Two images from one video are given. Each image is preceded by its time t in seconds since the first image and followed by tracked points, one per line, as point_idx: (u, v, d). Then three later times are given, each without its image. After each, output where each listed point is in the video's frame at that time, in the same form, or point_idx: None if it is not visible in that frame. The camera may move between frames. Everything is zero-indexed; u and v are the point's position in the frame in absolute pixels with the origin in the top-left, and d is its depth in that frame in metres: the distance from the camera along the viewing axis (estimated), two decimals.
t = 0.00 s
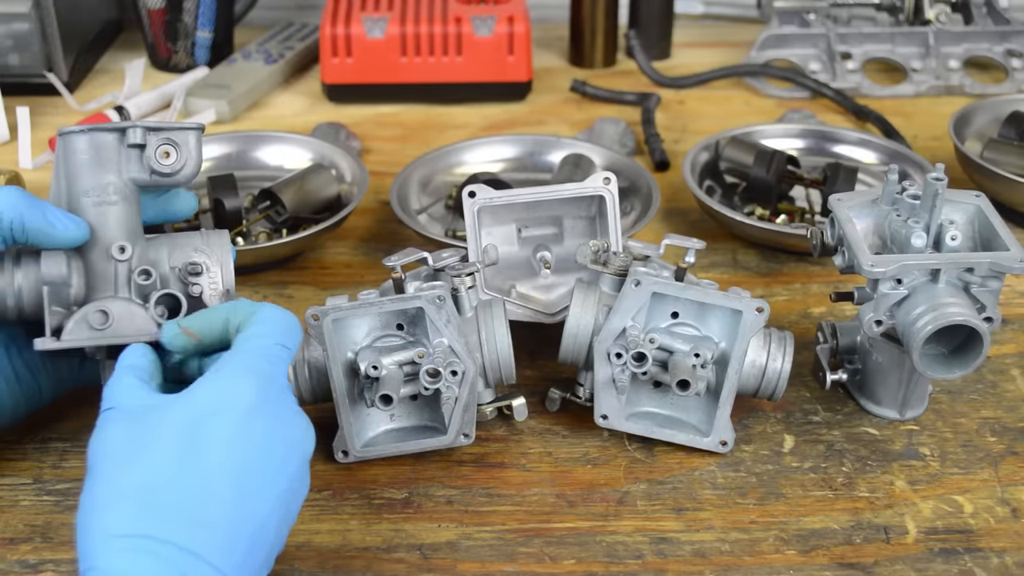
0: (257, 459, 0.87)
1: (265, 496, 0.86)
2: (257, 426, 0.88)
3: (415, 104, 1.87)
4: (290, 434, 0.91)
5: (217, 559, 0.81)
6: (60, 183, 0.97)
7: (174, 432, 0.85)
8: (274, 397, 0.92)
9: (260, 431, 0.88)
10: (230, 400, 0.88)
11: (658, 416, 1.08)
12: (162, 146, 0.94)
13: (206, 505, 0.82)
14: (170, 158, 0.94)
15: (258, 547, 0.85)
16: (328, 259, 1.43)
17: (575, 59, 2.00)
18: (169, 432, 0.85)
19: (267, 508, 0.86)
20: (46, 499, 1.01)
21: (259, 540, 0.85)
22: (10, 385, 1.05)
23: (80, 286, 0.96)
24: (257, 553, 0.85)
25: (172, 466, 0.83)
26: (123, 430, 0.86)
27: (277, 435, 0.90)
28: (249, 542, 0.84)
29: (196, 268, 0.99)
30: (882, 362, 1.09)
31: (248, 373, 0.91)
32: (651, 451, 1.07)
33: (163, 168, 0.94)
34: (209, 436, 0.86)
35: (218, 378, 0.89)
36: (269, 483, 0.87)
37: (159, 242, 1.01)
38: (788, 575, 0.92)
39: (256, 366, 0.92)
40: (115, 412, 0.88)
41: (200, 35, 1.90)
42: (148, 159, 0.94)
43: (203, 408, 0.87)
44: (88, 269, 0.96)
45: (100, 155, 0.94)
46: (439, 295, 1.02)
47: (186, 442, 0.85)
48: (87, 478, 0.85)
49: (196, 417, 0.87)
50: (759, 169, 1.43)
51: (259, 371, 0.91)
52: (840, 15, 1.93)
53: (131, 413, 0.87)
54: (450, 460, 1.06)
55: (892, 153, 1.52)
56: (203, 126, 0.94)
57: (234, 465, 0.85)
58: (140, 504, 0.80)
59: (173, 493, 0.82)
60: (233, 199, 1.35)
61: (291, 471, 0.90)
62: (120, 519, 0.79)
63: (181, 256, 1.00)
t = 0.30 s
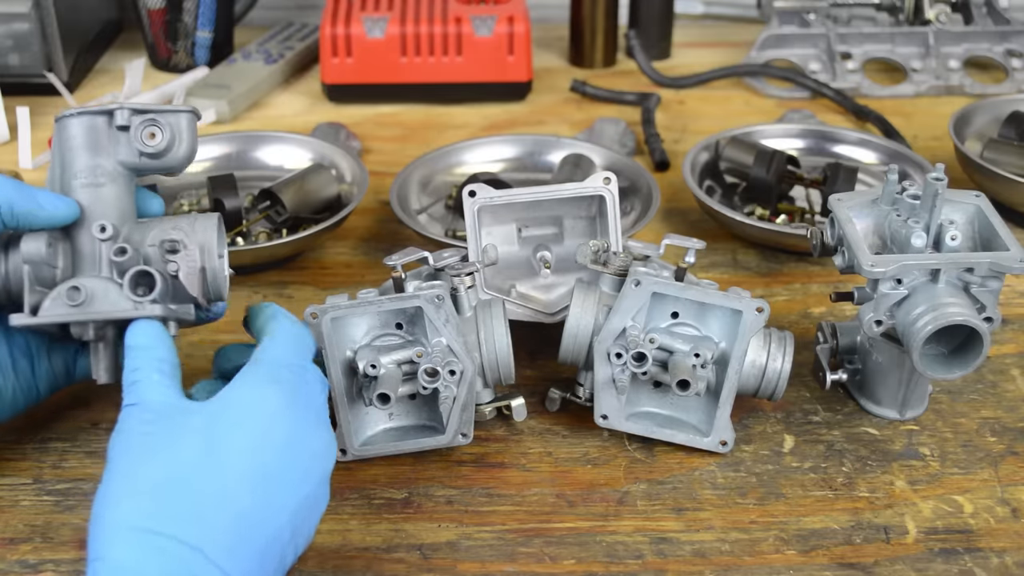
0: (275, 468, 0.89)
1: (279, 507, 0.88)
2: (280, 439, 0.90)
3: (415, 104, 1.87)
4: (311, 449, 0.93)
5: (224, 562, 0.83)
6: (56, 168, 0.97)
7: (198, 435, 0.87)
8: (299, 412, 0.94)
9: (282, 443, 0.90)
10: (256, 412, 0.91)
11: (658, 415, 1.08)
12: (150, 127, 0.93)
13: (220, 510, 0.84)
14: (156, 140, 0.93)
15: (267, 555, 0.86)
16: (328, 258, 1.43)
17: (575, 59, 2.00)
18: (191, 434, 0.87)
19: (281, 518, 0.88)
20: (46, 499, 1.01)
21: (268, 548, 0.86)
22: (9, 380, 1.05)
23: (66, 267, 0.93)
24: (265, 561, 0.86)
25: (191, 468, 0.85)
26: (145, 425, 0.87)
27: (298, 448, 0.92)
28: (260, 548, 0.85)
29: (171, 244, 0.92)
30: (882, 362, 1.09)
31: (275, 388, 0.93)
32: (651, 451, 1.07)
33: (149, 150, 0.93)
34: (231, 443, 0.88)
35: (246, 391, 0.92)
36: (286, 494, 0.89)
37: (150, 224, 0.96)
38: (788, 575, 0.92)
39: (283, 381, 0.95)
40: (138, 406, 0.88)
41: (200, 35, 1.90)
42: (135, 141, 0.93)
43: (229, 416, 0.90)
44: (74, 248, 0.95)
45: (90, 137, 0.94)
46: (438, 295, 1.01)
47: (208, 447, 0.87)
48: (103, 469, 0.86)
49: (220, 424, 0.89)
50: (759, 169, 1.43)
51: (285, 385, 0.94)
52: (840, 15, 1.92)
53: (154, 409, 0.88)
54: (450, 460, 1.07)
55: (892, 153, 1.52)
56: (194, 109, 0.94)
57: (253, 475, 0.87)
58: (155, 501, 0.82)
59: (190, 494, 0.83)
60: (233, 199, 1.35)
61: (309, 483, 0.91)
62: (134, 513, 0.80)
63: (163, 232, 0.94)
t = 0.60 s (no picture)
0: (273, 461, 0.89)
1: (279, 497, 0.89)
2: (274, 430, 0.91)
3: (415, 104, 1.87)
4: (304, 440, 0.94)
5: (235, 556, 0.83)
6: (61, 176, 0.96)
7: (193, 430, 0.87)
8: (289, 403, 0.94)
9: (275, 434, 0.91)
10: (247, 403, 0.90)
11: (658, 415, 1.08)
12: (154, 137, 0.92)
13: (222, 501, 0.84)
14: (160, 149, 0.92)
15: (271, 548, 0.87)
16: (328, 258, 1.43)
17: (575, 59, 2.00)
18: (188, 431, 0.87)
19: (281, 509, 0.88)
20: (46, 499, 1.01)
21: (272, 541, 0.87)
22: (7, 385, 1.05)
23: (71, 280, 0.92)
24: (269, 554, 0.87)
25: (191, 464, 0.85)
26: (141, 427, 0.87)
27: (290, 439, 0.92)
28: (267, 541, 0.86)
29: (173, 256, 0.92)
30: (882, 362, 1.09)
31: (264, 380, 0.93)
32: (651, 451, 1.07)
33: (153, 160, 0.92)
34: (225, 436, 0.88)
35: (234, 383, 0.92)
36: (284, 486, 0.90)
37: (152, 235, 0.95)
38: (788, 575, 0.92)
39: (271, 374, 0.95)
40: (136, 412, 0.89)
41: (200, 35, 1.90)
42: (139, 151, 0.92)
43: (221, 410, 0.89)
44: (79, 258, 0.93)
45: (97, 149, 0.94)
46: (438, 294, 1.01)
47: (204, 441, 0.87)
48: (104, 473, 0.86)
49: (213, 418, 0.89)
50: (758, 169, 1.43)
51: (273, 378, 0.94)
52: (840, 15, 1.93)
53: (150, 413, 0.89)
54: (450, 460, 1.07)
55: (892, 153, 1.52)
56: (200, 119, 0.94)
57: (250, 466, 0.87)
58: (158, 499, 0.82)
59: (191, 489, 0.83)
60: (233, 199, 1.35)
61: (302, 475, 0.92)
62: (141, 512, 0.80)
63: (165, 243, 0.94)
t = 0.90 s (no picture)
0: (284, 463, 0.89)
1: (289, 500, 0.89)
2: (285, 431, 0.91)
3: (415, 104, 1.87)
4: (316, 443, 0.94)
5: (246, 556, 0.83)
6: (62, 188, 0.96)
7: (205, 431, 0.87)
8: (302, 406, 0.94)
9: (287, 436, 0.91)
10: (259, 405, 0.91)
11: (658, 415, 1.08)
12: (153, 149, 0.92)
13: (233, 501, 0.84)
14: (159, 162, 0.92)
15: (281, 550, 0.87)
16: (328, 258, 1.43)
17: (575, 59, 2.00)
18: (200, 431, 0.87)
19: (292, 511, 0.88)
20: (46, 499, 1.01)
21: (282, 543, 0.87)
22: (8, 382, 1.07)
23: (76, 293, 0.93)
24: (279, 557, 0.87)
25: (203, 464, 0.85)
26: (154, 428, 0.87)
27: (302, 441, 0.92)
28: (276, 542, 0.86)
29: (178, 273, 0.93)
30: (882, 362, 1.09)
31: (276, 383, 0.94)
32: (651, 451, 1.07)
33: (153, 172, 0.92)
34: (237, 436, 0.88)
35: (246, 385, 0.92)
36: (295, 488, 0.90)
37: (156, 246, 0.97)
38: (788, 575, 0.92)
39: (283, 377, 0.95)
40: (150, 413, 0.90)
41: (200, 35, 1.90)
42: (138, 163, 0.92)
43: (233, 412, 0.90)
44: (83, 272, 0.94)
45: (96, 160, 0.94)
46: (438, 294, 1.01)
47: (216, 441, 0.87)
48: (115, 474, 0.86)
49: (226, 419, 0.89)
50: (759, 169, 1.43)
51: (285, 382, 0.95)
52: (840, 15, 1.93)
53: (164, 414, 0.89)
54: (450, 460, 1.07)
55: (892, 153, 1.52)
56: (198, 126, 0.92)
57: (262, 468, 0.87)
58: (169, 497, 0.82)
59: (202, 488, 0.83)
60: (233, 199, 1.35)
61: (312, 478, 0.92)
62: (152, 510, 0.80)
63: (169, 258, 0.95)
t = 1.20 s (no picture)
0: (293, 466, 0.89)
1: (296, 502, 0.88)
2: (294, 436, 0.91)
3: (415, 104, 1.87)
4: (326, 449, 0.94)
5: (249, 558, 0.83)
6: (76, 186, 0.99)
7: (215, 431, 0.87)
8: (312, 411, 0.94)
9: (297, 441, 0.91)
10: (270, 409, 0.91)
11: (658, 415, 1.08)
12: (152, 150, 0.92)
13: (240, 504, 0.84)
14: (157, 163, 0.92)
15: (285, 553, 0.86)
16: (328, 258, 1.43)
17: (575, 59, 2.00)
18: (209, 432, 0.87)
19: (298, 516, 0.88)
20: (46, 499, 1.01)
21: (287, 546, 0.87)
22: (8, 376, 1.06)
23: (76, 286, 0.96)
24: (283, 561, 0.87)
25: (211, 464, 0.85)
26: (163, 426, 0.87)
27: (311, 446, 0.92)
28: (281, 544, 0.86)
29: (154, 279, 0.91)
30: (882, 362, 1.09)
31: (289, 386, 0.94)
32: (651, 451, 1.07)
33: (151, 174, 0.93)
34: (247, 439, 0.88)
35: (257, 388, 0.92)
36: (303, 492, 0.90)
37: (156, 245, 0.96)
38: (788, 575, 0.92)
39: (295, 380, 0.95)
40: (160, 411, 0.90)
41: (200, 35, 1.90)
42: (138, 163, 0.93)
43: (245, 413, 0.90)
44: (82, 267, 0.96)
45: (104, 158, 0.96)
46: (438, 295, 1.01)
47: (225, 443, 0.87)
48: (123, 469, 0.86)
49: (236, 421, 0.89)
50: (759, 169, 1.43)
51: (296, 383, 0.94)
52: (840, 15, 1.93)
53: (173, 412, 0.89)
54: (450, 460, 1.07)
55: (892, 153, 1.52)
56: (205, 132, 0.94)
57: (270, 471, 0.87)
58: (176, 496, 0.82)
59: (210, 489, 0.83)
60: (233, 199, 1.35)
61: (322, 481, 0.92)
62: (159, 509, 0.80)
63: (149, 262, 0.92)
